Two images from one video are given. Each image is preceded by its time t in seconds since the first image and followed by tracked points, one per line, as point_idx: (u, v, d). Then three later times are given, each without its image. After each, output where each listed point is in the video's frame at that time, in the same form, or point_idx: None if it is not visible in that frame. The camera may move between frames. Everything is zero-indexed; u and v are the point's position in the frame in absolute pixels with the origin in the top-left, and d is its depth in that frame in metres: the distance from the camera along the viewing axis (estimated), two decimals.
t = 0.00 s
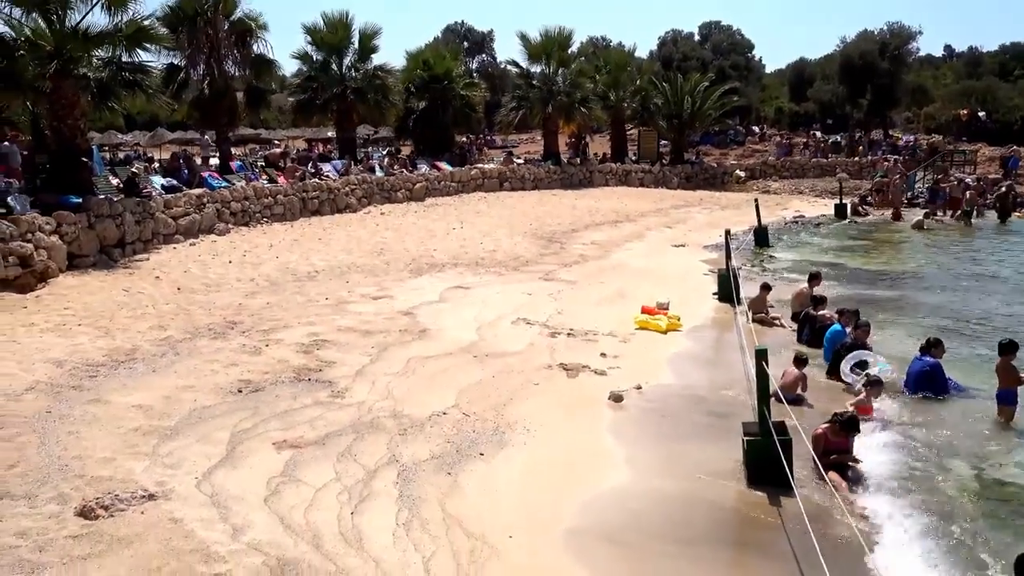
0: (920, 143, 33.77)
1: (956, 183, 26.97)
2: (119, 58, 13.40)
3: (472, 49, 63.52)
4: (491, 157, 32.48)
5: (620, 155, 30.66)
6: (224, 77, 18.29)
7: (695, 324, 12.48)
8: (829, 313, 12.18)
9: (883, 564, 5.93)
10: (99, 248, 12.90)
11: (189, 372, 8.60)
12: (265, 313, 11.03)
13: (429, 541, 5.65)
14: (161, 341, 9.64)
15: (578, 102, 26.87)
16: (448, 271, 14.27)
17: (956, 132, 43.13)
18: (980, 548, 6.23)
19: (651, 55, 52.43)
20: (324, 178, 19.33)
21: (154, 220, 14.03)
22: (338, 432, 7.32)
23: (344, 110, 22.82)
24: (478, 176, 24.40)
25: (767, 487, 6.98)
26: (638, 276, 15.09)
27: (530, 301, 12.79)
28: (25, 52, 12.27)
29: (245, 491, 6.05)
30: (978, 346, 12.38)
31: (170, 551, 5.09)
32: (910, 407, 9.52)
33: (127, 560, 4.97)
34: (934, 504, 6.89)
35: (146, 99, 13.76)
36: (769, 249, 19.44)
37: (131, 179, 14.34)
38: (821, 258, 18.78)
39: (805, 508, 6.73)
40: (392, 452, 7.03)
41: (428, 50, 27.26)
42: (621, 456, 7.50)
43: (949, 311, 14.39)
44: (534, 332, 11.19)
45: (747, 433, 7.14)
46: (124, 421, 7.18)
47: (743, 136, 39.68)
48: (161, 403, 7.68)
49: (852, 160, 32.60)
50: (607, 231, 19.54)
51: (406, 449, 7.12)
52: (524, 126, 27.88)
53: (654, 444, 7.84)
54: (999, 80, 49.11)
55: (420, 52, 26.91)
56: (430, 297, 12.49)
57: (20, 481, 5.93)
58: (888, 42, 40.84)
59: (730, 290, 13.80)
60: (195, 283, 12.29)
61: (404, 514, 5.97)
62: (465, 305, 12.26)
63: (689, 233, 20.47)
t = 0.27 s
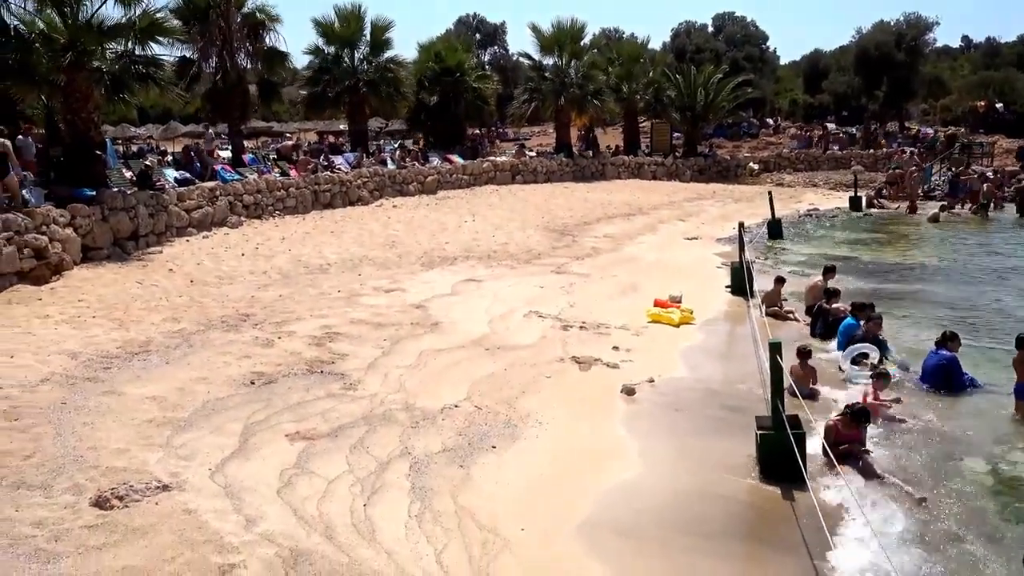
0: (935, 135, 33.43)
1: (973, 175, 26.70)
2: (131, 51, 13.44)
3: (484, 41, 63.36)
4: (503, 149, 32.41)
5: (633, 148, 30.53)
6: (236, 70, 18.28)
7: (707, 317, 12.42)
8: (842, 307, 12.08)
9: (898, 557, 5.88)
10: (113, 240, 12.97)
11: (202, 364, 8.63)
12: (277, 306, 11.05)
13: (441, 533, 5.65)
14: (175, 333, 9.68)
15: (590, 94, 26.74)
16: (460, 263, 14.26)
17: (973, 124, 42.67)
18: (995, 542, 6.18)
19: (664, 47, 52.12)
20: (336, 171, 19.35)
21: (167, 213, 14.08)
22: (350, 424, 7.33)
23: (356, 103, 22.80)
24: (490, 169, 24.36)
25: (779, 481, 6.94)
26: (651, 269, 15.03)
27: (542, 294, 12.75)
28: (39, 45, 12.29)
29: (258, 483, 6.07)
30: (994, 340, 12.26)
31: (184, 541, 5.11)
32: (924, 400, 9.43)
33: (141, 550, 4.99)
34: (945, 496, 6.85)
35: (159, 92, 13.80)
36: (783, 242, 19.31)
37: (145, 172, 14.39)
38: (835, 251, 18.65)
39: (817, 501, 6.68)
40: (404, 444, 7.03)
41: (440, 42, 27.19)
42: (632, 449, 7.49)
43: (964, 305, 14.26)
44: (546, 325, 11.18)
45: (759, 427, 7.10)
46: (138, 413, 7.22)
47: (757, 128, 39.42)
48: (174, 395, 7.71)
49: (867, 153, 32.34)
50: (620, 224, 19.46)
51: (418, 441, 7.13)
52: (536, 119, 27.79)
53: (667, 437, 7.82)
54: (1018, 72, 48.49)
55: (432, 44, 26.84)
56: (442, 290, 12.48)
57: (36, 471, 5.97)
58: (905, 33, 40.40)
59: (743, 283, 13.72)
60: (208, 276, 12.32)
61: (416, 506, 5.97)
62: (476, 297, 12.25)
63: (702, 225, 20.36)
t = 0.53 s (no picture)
0: (947, 129, 33.15)
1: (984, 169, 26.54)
2: (140, 46, 13.48)
3: (492, 35, 63.26)
4: (511, 144, 32.36)
5: (641, 142, 30.44)
6: (243, 65, 18.31)
7: (716, 312, 12.37)
8: (851, 302, 12.01)
9: (909, 554, 5.84)
10: (122, 235, 13.00)
11: (211, 359, 8.65)
12: (285, 301, 11.07)
13: (448, 527, 5.65)
14: (183, 328, 9.71)
15: (598, 89, 26.67)
16: (467, 259, 14.25)
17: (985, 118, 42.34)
18: (1006, 539, 6.13)
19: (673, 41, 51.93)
20: (344, 166, 19.36)
21: (175, 208, 14.12)
22: (358, 419, 7.33)
23: (364, 97, 22.80)
24: (498, 163, 24.32)
25: (788, 477, 6.91)
26: (659, 264, 14.98)
27: (550, 289, 12.73)
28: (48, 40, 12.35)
29: (267, 476, 6.08)
30: (1005, 336, 12.17)
31: (193, 534, 5.13)
32: (935, 396, 9.37)
33: (150, 543, 5.00)
34: (956, 493, 6.80)
35: (167, 88, 13.79)
36: (791, 237, 19.23)
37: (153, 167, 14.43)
38: (845, 246, 18.56)
39: (827, 497, 6.65)
40: (411, 439, 7.03)
41: (447, 36, 27.15)
42: (640, 444, 7.48)
43: (975, 301, 14.16)
44: (553, 320, 11.16)
45: (768, 422, 7.06)
46: (146, 407, 7.24)
47: (766, 123, 39.27)
48: (183, 389, 7.73)
49: (877, 147, 32.17)
50: (628, 219, 19.42)
51: (425, 436, 7.13)
52: (544, 113, 27.73)
53: (674, 432, 7.80)
54: None
55: (439, 38, 26.82)
56: (449, 285, 12.48)
57: (46, 465, 5.99)
58: (916, 26, 40.10)
59: (752, 279, 13.67)
60: (216, 271, 12.35)
61: (423, 501, 5.97)
62: (484, 292, 12.24)
63: (710, 220, 20.28)
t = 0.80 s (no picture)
0: (954, 124, 32.91)
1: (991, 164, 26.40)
2: (145, 42, 13.48)
3: (497, 31, 63.16)
4: (516, 140, 32.32)
5: (647, 138, 30.37)
6: (248, 60, 18.31)
7: (722, 308, 12.35)
8: (858, 298, 11.98)
9: (915, 551, 5.82)
10: (128, 231, 13.03)
11: (217, 354, 8.66)
12: (291, 296, 11.08)
13: (454, 523, 5.65)
14: (189, 323, 9.73)
15: (604, 85, 26.61)
16: (473, 254, 14.25)
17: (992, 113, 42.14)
18: (1013, 536, 6.11)
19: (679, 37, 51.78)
20: (349, 162, 19.36)
21: (181, 203, 14.14)
22: (363, 414, 7.33)
23: (369, 93, 22.78)
24: (503, 159, 24.32)
25: (794, 472, 6.89)
26: (665, 260, 14.95)
27: (555, 285, 12.71)
28: (54, 36, 12.37)
29: (273, 472, 6.09)
30: (1012, 332, 12.13)
31: (199, 529, 5.14)
32: (941, 392, 9.34)
33: (157, 537, 5.02)
34: (962, 490, 6.78)
35: (173, 83, 13.82)
36: (797, 233, 19.18)
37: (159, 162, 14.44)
38: (851, 242, 18.51)
39: (835, 494, 6.62)
40: (417, 434, 7.04)
41: (453, 32, 27.12)
42: (645, 440, 7.47)
43: (982, 297, 14.11)
44: (559, 316, 11.15)
45: (774, 418, 7.04)
46: (152, 402, 7.25)
47: (772, 118, 39.15)
48: (189, 384, 7.75)
49: (884, 143, 32.05)
50: (633, 215, 19.38)
51: (431, 431, 7.13)
52: (549, 109, 27.67)
53: (680, 428, 7.79)
54: None
55: (445, 34, 26.79)
56: (454, 281, 12.48)
57: (53, 460, 6.01)
58: (923, 21, 39.89)
59: (758, 274, 13.64)
60: (222, 267, 12.36)
61: (429, 496, 5.97)
62: (489, 288, 12.23)
63: (716, 216, 20.24)
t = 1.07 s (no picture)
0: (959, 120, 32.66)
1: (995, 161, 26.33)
2: (148, 38, 13.47)
3: (501, 27, 63.07)
4: (520, 136, 32.31)
5: (650, 134, 30.33)
6: (251, 56, 18.30)
7: (725, 305, 12.32)
8: (861, 295, 11.95)
9: (918, 547, 5.81)
10: (131, 227, 13.05)
11: (221, 350, 8.66)
12: (295, 292, 11.08)
13: (457, 519, 5.65)
14: (193, 320, 9.73)
15: (607, 81, 26.56)
16: (476, 250, 14.24)
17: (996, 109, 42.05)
18: (1017, 532, 6.09)
19: (683, 33, 51.68)
20: (353, 158, 19.36)
21: (185, 199, 14.14)
22: (367, 410, 7.33)
23: (372, 90, 22.76)
24: (506, 155, 24.31)
25: (797, 467, 6.88)
26: (669, 256, 14.93)
27: (559, 281, 12.70)
28: (58, 32, 12.37)
29: (276, 468, 6.09)
30: (1016, 329, 12.09)
31: (203, 525, 5.14)
32: (945, 388, 9.31)
33: (161, 534, 5.01)
34: (966, 487, 6.75)
35: (176, 79, 13.82)
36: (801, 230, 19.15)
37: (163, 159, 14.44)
38: (855, 239, 18.48)
39: (838, 490, 6.60)
40: (421, 430, 7.03)
41: (456, 28, 27.09)
42: (649, 435, 7.46)
43: (986, 293, 14.07)
44: (562, 312, 11.14)
45: (777, 414, 7.03)
46: (156, 398, 7.26)
47: (776, 115, 39.09)
48: (192, 380, 7.75)
49: (888, 139, 31.98)
50: (637, 211, 19.35)
51: (435, 427, 7.12)
52: (553, 105, 27.64)
53: (684, 424, 7.78)
54: None
55: (449, 30, 26.77)
56: (458, 277, 12.47)
57: (56, 456, 6.02)
58: (927, 17, 39.80)
59: (762, 270, 13.61)
60: (225, 263, 12.36)
61: (433, 492, 5.97)
62: (493, 284, 12.22)
63: (720, 213, 20.20)
